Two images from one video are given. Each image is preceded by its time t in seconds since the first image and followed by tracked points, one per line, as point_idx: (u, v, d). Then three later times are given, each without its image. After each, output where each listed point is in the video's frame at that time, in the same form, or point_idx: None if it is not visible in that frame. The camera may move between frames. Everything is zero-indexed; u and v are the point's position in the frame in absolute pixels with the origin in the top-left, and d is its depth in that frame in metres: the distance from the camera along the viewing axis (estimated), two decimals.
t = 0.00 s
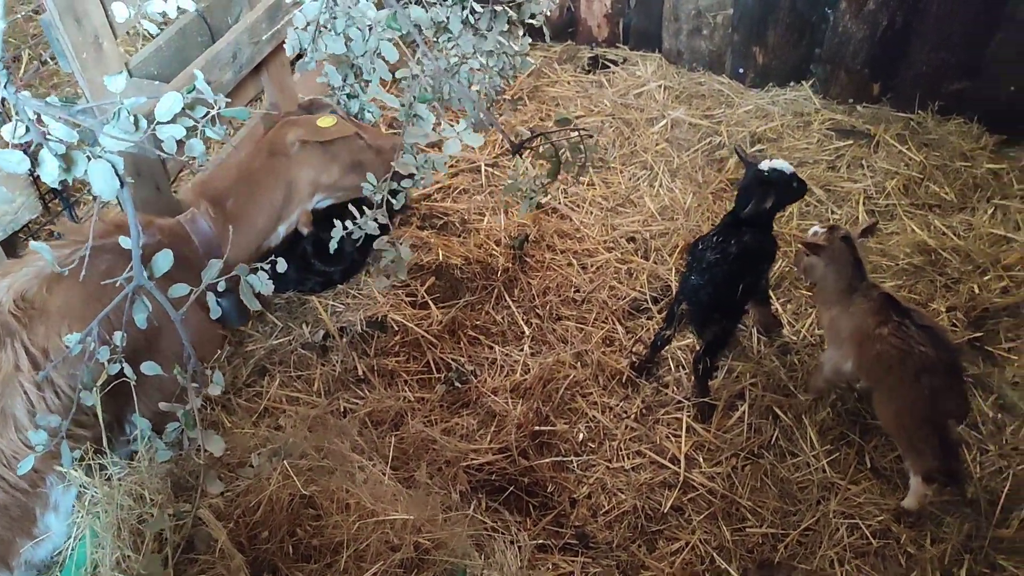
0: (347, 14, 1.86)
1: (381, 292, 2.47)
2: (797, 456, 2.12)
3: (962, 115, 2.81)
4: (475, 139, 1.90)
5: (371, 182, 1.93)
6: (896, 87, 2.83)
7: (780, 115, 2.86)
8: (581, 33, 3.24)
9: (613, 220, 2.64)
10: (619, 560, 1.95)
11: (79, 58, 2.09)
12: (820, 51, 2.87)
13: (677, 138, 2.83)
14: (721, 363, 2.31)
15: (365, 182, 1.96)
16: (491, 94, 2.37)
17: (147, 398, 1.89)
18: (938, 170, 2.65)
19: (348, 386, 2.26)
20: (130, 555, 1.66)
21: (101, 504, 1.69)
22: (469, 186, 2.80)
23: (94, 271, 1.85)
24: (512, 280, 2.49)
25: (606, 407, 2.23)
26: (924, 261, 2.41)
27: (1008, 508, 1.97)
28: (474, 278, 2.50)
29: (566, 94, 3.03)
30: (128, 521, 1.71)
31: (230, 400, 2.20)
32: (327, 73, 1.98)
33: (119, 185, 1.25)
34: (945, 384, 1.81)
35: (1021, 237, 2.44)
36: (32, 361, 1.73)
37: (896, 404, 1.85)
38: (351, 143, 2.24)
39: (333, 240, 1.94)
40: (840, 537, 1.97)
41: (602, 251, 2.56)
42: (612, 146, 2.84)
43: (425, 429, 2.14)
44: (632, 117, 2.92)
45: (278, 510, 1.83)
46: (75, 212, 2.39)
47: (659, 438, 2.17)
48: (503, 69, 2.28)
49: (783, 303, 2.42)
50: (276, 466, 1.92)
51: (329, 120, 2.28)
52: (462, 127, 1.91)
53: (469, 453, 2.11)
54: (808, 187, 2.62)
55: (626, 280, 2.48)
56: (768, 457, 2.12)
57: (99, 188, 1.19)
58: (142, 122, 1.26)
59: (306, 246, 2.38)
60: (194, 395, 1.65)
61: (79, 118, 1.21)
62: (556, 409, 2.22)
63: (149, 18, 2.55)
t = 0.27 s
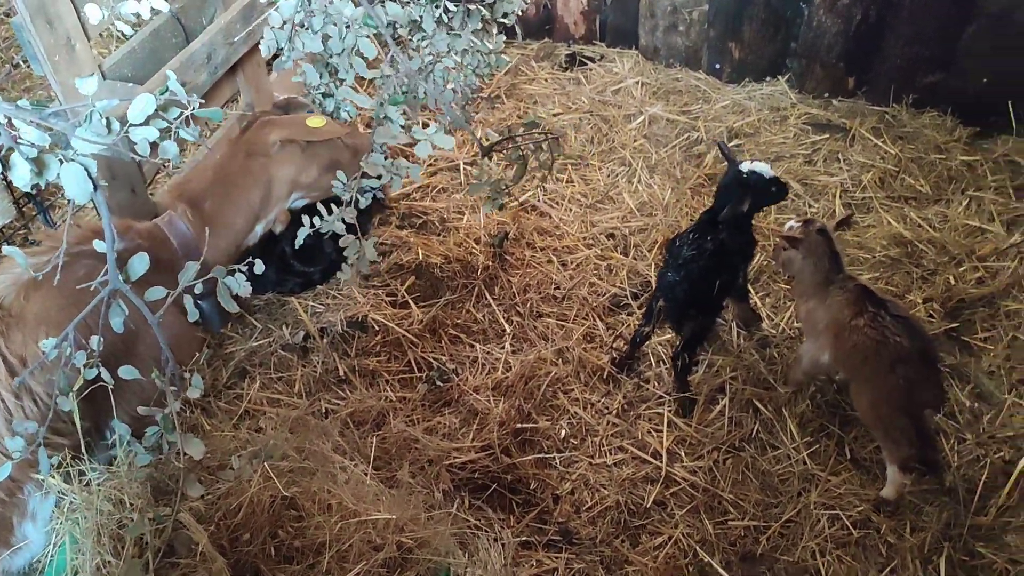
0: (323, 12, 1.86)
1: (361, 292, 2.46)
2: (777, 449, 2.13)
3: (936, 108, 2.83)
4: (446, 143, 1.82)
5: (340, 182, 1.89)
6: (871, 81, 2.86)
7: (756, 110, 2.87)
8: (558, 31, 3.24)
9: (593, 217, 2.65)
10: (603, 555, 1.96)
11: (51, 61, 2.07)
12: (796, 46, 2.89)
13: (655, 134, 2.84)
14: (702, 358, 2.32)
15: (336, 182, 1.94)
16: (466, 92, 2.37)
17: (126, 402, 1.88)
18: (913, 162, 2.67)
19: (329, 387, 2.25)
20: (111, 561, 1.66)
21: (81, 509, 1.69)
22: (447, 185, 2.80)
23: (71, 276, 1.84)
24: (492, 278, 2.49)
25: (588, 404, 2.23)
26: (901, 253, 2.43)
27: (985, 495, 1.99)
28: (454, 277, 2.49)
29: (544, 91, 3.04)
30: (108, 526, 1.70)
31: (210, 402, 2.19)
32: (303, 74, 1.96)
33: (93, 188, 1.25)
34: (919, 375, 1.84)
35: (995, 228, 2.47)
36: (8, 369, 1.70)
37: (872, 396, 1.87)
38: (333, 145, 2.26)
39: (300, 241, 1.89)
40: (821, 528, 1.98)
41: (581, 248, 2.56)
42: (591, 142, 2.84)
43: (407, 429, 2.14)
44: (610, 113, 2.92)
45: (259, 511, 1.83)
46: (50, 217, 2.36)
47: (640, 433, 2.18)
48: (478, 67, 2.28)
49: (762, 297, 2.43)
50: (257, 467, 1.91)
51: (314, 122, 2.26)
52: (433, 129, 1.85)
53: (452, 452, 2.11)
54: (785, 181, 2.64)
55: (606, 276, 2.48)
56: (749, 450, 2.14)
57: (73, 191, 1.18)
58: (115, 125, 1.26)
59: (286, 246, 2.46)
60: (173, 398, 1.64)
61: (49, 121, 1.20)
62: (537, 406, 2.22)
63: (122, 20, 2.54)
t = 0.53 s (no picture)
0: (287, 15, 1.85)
1: (333, 293, 2.45)
2: (751, 439, 2.15)
3: (901, 99, 2.87)
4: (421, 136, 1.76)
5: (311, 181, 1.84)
6: (837, 73, 2.89)
7: (725, 104, 2.90)
8: (526, 28, 3.25)
9: (565, 214, 2.65)
10: (580, 550, 1.97)
11: (13, 65, 2.04)
12: (762, 40, 2.91)
13: (626, 130, 2.86)
14: (675, 351, 2.33)
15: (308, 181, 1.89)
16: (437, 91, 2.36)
17: (94, 408, 1.86)
18: (880, 154, 2.71)
19: (304, 389, 2.24)
20: (82, 568, 1.64)
21: (51, 517, 1.68)
22: (419, 184, 2.79)
23: (37, 282, 1.82)
24: (465, 276, 2.49)
25: (563, 399, 2.24)
26: (869, 243, 2.46)
27: (955, 480, 2.02)
28: (427, 276, 2.49)
29: (514, 89, 3.04)
30: (80, 534, 1.69)
31: (183, 407, 2.17)
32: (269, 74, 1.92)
33: (55, 192, 1.23)
34: (887, 362, 1.86)
35: (961, 217, 2.51)
36: None
37: (840, 384, 1.89)
38: (302, 144, 2.20)
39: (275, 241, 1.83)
40: (795, 517, 2.00)
41: (554, 245, 2.57)
42: (562, 139, 2.85)
43: (382, 429, 2.14)
44: (580, 110, 2.94)
45: (233, 514, 1.82)
46: (15, 223, 2.33)
47: (615, 427, 2.19)
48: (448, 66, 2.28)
49: (733, 289, 2.46)
50: (229, 471, 1.90)
51: (282, 122, 2.19)
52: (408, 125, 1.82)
53: (428, 451, 2.11)
54: (754, 174, 2.67)
55: (579, 272, 2.49)
56: (723, 441, 2.15)
57: (36, 196, 1.16)
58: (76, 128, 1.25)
59: (256, 248, 2.40)
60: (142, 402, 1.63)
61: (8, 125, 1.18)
62: (513, 403, 2.23)
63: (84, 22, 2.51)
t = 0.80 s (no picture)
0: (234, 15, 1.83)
1: (294, 295, 2.44)
2: (714, 429, 2.17)
3: (855, 89, 2.91)
4: (364, 142, 1.82)
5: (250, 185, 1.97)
6: (792, 64, 2.92)
7: (683, 97, 2.92)
8: (483, 25, 3.24)
9: (525, 210, 2.66)
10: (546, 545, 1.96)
11: None
12: (718, 33, 2.93)
13: (584, 125, 2.87)
14: (637, 344, 2.34)
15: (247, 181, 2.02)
16: (389, 90, 2.35)
17: (47, 418, 1.84)
18: (835, 143, 2.74)
19: (266, 392, 2.22)
20: None
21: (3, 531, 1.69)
22: (378, 183, 2.78)
23: None
24: (427, 275, 2.49)
25: (527, 395, 2.24)
26: (826, 232, 2.49)
27: (913, 462, 2.05)
28: (388, 276, 2.49)
29: (473, 87, 3.04)
30: (34, 546, 1.70)
31: (141, 414, 2.15)
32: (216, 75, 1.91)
33: None
34: (843, 344, 1.91)
35: (915, 204, 2.55)
36: None
37: (800, 367, 1.92)
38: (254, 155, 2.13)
39: (214, 238, 1.96)
40: (758, 504, 2.02)
41: (515, 241, 2.57)
42: (521, 136, 2.86)
43: (345, 430, 2.13)
44: (539, 106, 2.95)
45: (190, 520, 1.88)
46: None
47: (579, 421, 2.19)
48: (399, 64, 2.27)
49: (694, 281, 2.47)
50: (185, 476, 1.97)
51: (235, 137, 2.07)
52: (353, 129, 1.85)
53: (392, 450, 2.10)
54: (713, 166, 2.69)
55: (541, 268, 2.50)
56: (686, 432, 2.16)
57: None
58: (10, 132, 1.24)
59: (214, 253, 2.33)
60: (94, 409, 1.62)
61: None
62: (476, 400, 2.22)
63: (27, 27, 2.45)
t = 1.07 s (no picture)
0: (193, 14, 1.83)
1: (262, 297, 2.43)
2: (684, 418, 2.19)
3: (816, 80, 2.95)
4: (321, 144, 1.79)
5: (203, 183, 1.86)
6: (754, 57, 2.96)
7: (647, 91, 2.95)
8: (447, 23, 3.24)
9: (493, 206, 2.67)
10: (520, 538, 1.97)
11: None
12: (680, 27, 2.96)
13: (550, 121, 2.89)
14: (607, 336, 2.36)
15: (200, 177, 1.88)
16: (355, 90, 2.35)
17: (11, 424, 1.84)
18: (797, 134, 2.79)
19: (236, 394, 2.21)
20: None
21: None
22: (345, 183, 2.78)
23: None
24: (396, 273, 2.49)
25: (499, 390, 2.24)
26: (790, 221, 2.53)
27: (879, 445, 2.08)
28: (357, 275, 2.49)
29: (438, 85, 3.05)
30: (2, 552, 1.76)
31: (109, 420, 2.13)
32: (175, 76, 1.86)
33: None
34: (810, 324, 1.92)
35: (876, 191, 2.60)
36: None
37: (768, 349, 1.94)
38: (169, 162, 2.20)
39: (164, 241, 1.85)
40: (729, 491, 2.04)
41: (483, 237, 2.58)
42: (487, 132, 2.87)
43: (317, 430, 2.12)
44: (504, 103, 2.96)
45: (160, 522, 1.87)
46: None
47: (551, 414, 2.20)
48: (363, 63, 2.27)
49: (661, 273, 2.50)
50: (153, 479, 1.96)
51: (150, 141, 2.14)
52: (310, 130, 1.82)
53: (364, 449, 2.10)
54: (678, 159, 2.72)
55: (510, 264, 2.51)
56: (657, 422, 2.18)
57: None
58: None
59: (179, 255, 2.27)
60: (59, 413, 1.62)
61: None
62: (448, 397, 2.22)
63: None
